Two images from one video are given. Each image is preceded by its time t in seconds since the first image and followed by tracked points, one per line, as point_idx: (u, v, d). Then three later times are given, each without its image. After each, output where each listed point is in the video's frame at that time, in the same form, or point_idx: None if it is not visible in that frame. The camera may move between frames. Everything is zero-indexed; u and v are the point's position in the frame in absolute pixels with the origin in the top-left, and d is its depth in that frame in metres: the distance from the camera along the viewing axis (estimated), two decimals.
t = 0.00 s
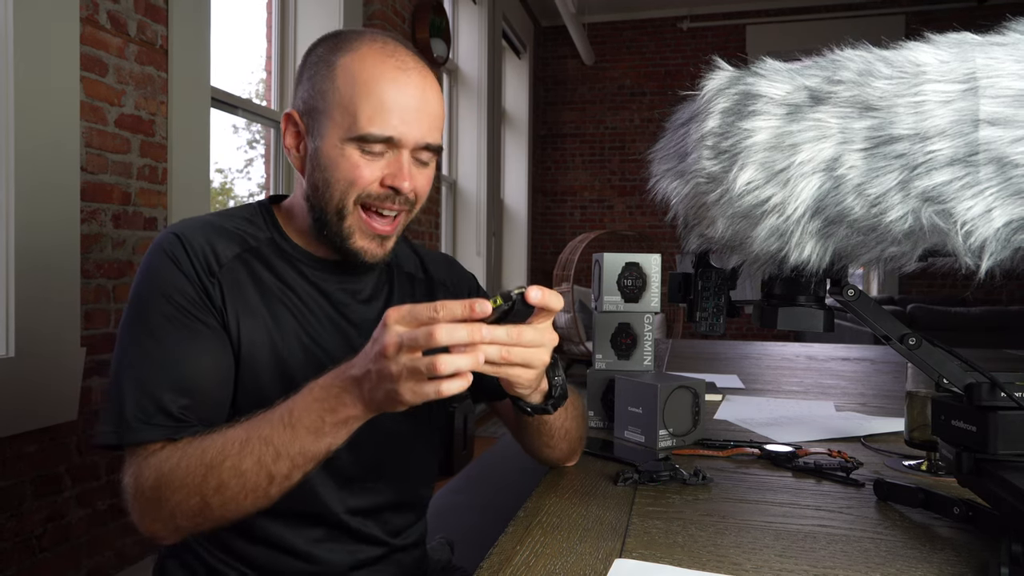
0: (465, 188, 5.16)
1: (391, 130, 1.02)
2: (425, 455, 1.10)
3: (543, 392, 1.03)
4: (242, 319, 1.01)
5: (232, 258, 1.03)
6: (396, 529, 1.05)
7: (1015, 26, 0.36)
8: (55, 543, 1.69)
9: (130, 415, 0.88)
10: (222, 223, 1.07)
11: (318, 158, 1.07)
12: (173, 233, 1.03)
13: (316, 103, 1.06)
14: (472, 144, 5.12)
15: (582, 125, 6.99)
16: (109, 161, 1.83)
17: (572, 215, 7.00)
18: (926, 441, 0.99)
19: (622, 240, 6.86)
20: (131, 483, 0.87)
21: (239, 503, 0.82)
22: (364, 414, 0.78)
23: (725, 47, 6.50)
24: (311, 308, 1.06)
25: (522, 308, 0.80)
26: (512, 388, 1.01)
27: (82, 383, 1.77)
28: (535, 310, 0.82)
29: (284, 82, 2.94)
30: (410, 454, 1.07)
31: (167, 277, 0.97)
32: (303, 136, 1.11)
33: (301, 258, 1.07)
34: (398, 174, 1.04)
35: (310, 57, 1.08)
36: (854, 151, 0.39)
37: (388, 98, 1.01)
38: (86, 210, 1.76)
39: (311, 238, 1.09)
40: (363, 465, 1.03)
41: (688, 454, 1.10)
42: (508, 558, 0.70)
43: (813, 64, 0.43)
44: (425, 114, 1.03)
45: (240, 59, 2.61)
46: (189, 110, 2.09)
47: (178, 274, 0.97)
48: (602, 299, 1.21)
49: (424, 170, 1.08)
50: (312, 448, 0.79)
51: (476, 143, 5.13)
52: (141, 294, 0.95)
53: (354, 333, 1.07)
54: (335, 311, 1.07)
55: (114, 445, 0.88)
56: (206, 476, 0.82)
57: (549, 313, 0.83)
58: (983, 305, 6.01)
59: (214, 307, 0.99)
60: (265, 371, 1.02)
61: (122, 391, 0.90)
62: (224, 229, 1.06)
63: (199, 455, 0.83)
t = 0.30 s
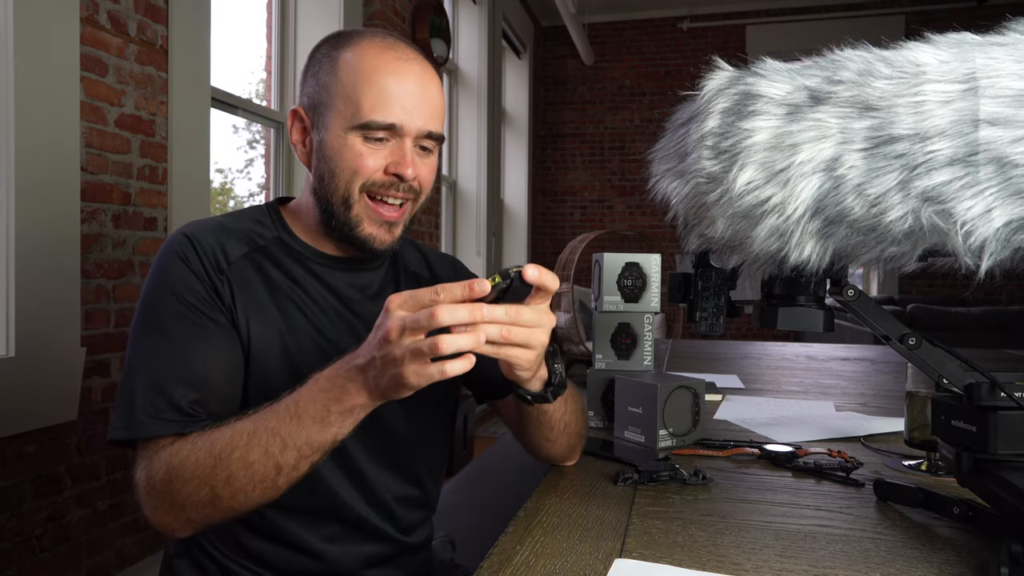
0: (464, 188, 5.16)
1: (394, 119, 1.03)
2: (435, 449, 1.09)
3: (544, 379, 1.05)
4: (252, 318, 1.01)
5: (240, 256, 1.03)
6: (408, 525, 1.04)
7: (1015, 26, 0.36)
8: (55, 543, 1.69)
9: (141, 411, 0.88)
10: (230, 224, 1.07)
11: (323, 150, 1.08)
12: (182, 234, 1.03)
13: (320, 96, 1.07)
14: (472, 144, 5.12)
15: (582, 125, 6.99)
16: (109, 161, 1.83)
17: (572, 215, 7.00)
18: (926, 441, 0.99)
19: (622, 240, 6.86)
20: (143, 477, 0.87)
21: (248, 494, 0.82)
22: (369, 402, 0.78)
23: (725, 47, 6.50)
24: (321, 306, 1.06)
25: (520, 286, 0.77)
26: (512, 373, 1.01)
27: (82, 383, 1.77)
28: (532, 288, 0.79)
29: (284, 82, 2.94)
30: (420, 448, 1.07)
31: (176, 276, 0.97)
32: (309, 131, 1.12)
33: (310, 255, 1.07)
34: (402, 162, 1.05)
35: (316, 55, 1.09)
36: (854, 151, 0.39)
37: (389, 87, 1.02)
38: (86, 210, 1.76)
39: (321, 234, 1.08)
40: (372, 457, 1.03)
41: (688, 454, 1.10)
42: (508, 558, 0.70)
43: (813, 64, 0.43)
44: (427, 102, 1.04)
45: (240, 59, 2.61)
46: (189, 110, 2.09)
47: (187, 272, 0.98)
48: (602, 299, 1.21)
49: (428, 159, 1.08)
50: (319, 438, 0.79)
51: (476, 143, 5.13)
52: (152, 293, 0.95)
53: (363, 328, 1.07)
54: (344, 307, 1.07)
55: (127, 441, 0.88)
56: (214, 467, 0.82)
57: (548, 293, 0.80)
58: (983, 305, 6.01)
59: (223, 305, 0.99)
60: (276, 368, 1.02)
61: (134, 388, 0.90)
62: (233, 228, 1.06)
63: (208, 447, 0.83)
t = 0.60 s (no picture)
0: (465, 188, 5.16)
1: (396, 118, 1.03)
2: (435, 448, 1.09)
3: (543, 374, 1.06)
4: (254, 316, 1.01)
5: (243, 254, 1.03)
6: (407, 525, 1.04)
7: (1014, 26, 0.36)
8: (55, 543, 1.69)
9: (141, 406, 0.88)
10: (234, 221, 1.08)
11: (325, 148, 1.08)
12: (186, 231, 1.04)
13: (323, 95, 1.07)
14: (472, 144, 5.12)
15: (582, 125, 6.99)
16: (109, 161, 1.83)
17: (572, 215, 7.00)
18: (926, 441, 0.99)
19: (622, 240, 6.86)
20: (141, 472, 0.87)
21: (245, 491, 0.82)
22: (367, 400, 0.78)
23: (725, 47, 6.50)
24: (323, 304, 1.06)
25: (516, 280, 0.77)
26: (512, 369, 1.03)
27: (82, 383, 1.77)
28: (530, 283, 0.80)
29: (284, 82, 2.94)
30: (420, 447, 1.07)
31: (178, 272, 0.97)
32: (312, 130, 1.12)
33: (312, 255, 1.07)
34: (403, 161, 1.04)
35: (319, 56, 1.09)
36: (854, 151, 0.39)
37: (391, 87, 1.02)
38: (86, 210, 1.76)
39: (321, 233, 1.08)
40: (371, 456, 1.03)
41: (688, 454, 1.09)
42: (508, 558, 0.70)
43: (813, 64, 0.43)
44: (429, 103, 1.04)
45: (240, 59, 2.61)
46: (189, 110, 2.09)
47: (190, 268, 0.98)
48: (602, 299, 1.20)
49: (428, 159, 1.09)
50: (317, 435, 0.79)
51: (476, 144, 5.12)
52: (155, 289, 0.95)
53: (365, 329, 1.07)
54: (346, 307, 1.07)
55: (126, 435, 0.88)
56: (212, 464, 0.82)
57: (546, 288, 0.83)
58: (982, 305, 6.01)
59: (226, 302, 0.99)
60: (277, 367, 1.01)
61: (134, 381, 0.90)
62: (236, 226, 1.07)
63: (204, 443, 0.83)
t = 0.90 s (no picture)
0: (464, 187, 5.16)
1: (394, 115, 1.03)
2: (433, 449, 1.09)
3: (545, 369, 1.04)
4: (255, 316, 1.01)
5: (244, 254, 1.03)
6: (407, 525, 1.05)
7: (1014, 26, 0.36)
8: (55, 543, 1.69)
9: (143, 405, 0.88)
10: (235, 221, 1.08)
11: (325, 151, 1.08)
12: (188, 230, 1.04)
13: (319, 98, 1.07)
14: (472, 144, 5.12)
15: (582, 125, 6.99)
16: (109, 161, 1.83)
17: (572, 215, 7.00)
18: (926, 441, 0.99)
19: (622, 240, 6.86)
20: (139, 472, 0.88)
21: (240, 499, 0.81)
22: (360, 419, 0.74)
23: (726, 47, 6.50)
24: (323, 304, 1.06)
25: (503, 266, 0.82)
26: (513, 365, 1.02)
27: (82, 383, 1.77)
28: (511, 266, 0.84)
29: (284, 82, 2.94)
30: (418, 448, 1.06)
31: (179, 272, 0.97)
32: (310, 134, 1.12)
33: (313, 255, 1.08)
34: (403, 157, 1.04)
35: (312, 59, 1.09)
36: (854, 151, 0.39)
37: (386, 85, 1.02)
38: (86, 210, 1.76)
39: (326, 236, 1.09)
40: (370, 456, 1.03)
41: (688, 454, 1.09)
42: (508, 558, 0.70)
43: (813, 64, 0.43)
44: (425, 99, 1.04)
45: (240, 59, 2.61)
46: (189, 110, 2.09)
47: (191, 268, 0.98)
48: (602, 299, 1.20)
49: (428, 153, 1.08)
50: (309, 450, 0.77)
51: (475, 143, 5.12)
52: (155, 288, 0.95)
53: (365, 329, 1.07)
54: (346, 307, 1.07)
55: (127, 434, 0.89)
56: (206, 472, 0.81)
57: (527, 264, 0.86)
58: (982, 305, 6.02)
59: (227, 302, 0.99)
60: (280, 366, 1.01)
61: (135, 380, 0.90)
62: (237, 226, 1.07)
63: (198, 451, 0.83)
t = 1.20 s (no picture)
0: (464, 187, 5.16)
1: (392, 114, 1.03)
2: (436, 449, 1.09)
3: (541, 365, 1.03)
4: (258, 315, 1.01)
5: (245, 254, 1.03)
6: (408, 525, 1.05)
7: (1014, 26, 0.36)
8: (55, 544, 1.69)
9: (146, 404, 0.88)
10: (236, 221, 1.08)
11: (324, 151, 1.07)
12: (189, 230, 1.03)
13: (318, 97, 1.07)
14: (472, 144, 5.11)
15: (582, 125, 6.99)
16: (109, 162, 1.83)
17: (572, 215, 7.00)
18: (926, 441, 0.99)
19: (622, 240, 6.86)
20: (146, 470, 0.87)
21: (251, 492, 0.82)
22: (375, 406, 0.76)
23: (726, 47, 6.50)
24: (324, 304, 1.06)
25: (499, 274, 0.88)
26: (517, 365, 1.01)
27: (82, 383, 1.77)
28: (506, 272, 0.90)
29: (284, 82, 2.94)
30: (421, 447, 1.07)
31: (180, 271, 0.97)
32: (309, 134, 1.12)
33: (313, 255, 1.08)
34: (402, 156, 1.04)
35: (311, 58, 1.09)
36: (854, 151, 0.39)
37: (385, 84, 1.02)
38: (86, 210, 1.76)
39: (327, 235, 1.09)
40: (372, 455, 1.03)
41: (688, 454, 1.09)
42: (508, 558, 0.70)
43: (813, 64, 0.43)
44: (424, 97, 1.04)
45: (240, 59, 2.61)
46: (189, 110, 2.09)
47: (193, 267, 0.98)
48: (602, 299, 1.20)
49: (427, 153, 1.08)
50: (323, 440, 0.78)
51: (475, 143, 5.12)
52: (157, 287, 0.95)
53: (368, 328, 1.07)
54: (347, 307, 1.08)
55: (129, 434, 0.88)
56: (217, 465, 0.82)
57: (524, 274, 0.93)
58: (982, 305, 6.02)
59: (228, 301, 0.99)
60: (281, 366, 1.02)
61: (137, 379, 0.90)
62: (239, 227, 1.07)
63: (209, 445, 0.83)
